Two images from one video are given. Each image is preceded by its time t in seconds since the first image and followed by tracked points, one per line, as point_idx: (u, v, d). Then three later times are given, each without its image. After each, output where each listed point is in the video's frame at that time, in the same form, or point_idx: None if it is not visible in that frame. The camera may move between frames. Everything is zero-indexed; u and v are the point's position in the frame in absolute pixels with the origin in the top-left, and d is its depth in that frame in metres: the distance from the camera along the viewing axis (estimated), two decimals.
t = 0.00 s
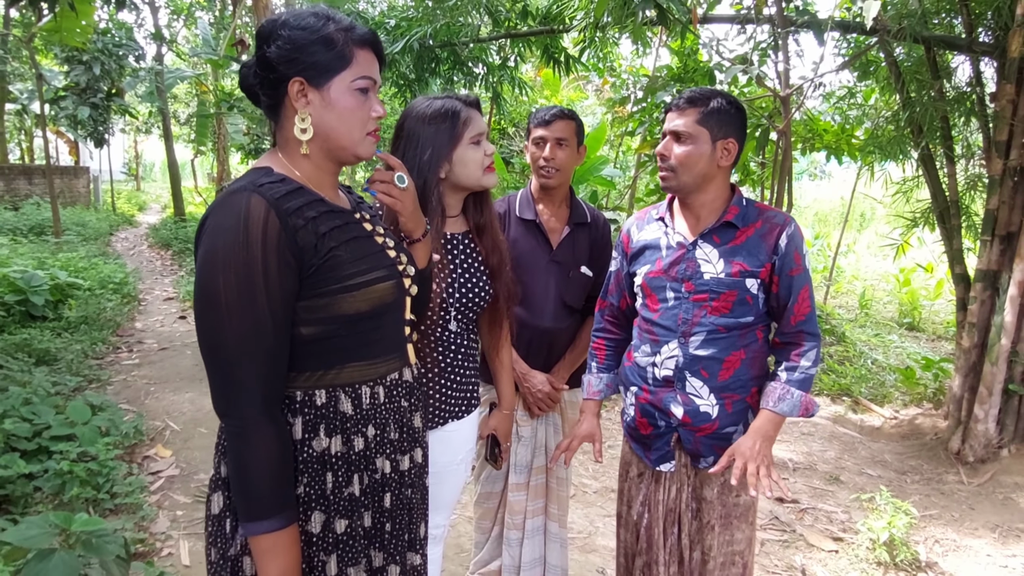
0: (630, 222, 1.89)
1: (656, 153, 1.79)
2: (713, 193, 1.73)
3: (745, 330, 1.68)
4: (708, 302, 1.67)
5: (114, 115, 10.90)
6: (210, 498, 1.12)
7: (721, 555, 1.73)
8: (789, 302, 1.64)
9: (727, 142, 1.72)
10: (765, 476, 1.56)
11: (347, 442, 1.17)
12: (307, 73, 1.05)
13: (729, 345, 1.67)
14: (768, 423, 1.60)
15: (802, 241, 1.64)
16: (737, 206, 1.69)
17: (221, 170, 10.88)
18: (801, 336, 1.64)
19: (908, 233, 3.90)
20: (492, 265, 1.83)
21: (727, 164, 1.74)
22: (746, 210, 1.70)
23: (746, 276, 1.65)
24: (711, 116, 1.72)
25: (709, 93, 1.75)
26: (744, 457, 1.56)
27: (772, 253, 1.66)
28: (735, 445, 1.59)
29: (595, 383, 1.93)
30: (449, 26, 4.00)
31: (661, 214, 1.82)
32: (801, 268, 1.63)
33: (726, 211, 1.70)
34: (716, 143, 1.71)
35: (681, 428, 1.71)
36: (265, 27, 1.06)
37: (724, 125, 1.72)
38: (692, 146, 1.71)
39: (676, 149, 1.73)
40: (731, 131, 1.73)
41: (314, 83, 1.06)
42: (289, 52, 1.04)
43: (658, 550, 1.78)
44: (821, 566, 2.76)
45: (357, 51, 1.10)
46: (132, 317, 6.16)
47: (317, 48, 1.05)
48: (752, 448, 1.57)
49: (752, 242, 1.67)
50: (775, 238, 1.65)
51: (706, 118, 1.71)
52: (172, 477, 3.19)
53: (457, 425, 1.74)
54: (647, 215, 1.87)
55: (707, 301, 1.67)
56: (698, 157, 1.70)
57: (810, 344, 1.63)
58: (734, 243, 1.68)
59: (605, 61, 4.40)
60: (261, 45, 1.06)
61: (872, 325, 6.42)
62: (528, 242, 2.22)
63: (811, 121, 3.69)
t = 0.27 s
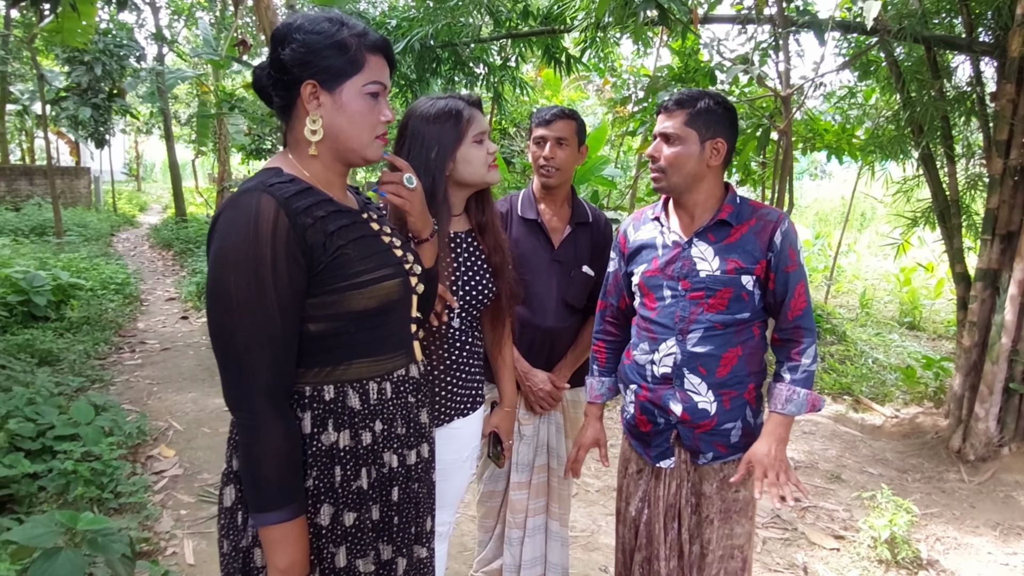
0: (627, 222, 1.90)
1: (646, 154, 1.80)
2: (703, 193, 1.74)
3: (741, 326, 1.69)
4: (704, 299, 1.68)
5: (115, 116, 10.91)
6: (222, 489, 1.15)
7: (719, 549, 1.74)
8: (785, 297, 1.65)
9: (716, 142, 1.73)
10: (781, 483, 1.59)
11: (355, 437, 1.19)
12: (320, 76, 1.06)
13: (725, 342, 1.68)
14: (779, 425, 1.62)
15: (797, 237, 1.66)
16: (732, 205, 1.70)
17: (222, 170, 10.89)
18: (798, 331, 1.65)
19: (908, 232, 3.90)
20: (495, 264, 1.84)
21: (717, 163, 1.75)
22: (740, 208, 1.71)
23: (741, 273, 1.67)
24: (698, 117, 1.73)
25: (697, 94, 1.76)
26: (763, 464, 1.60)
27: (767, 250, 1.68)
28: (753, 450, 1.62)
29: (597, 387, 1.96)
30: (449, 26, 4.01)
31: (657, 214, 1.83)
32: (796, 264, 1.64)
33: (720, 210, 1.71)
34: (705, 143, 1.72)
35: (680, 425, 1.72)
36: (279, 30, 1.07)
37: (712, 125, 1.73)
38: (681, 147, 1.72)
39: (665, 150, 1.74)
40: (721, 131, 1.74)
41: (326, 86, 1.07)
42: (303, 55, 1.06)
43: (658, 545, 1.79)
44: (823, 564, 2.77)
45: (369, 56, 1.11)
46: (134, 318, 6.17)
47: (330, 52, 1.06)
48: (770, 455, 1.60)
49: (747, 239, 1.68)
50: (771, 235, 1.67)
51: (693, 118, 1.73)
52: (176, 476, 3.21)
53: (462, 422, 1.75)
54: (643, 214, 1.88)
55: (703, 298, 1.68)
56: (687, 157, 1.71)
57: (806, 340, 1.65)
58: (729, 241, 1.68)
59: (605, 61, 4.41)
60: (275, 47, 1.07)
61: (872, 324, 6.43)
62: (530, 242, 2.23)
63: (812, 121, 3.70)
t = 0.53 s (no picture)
0: (625, 219, 1.91)
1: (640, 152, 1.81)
2: (698, 189, 1.74)
3: (739, 321, 1.70)
4: (702, 295, 1.69)
5: (113, 114, 10.89)
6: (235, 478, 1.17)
7: (719, 542, 1.74)
8: (782, 291, 1.66)
9: (708, 138, 1.72)
10: (806, 488, 1.64)
11: (364, 427, 1.19)
12: (331, 73, 1.07)
13: (724, 337, 1.69)
14: (793, 425, 1.66)
15: (794, 232, 1.66)
16: (728, 200, 1.71)
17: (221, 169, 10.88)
18: (795, 324, 1.66)
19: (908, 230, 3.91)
20: (498, 259, 1.85)
21: (710, 160, 1.74)
22: (737, 204, 1.71)
23: (738, 268, 1.67)
24: (689, 113, 1.72)
25: (688, 90, 1.75)
26: (789, 470, 1.65)
27: (764, 245, 1.68)
28: (777, 454, 1.67)
29: (599, 381, 1.96)
30: (449, 24, 4.02)
31: (654, 211, 1.84)
32: (793, 258, 1.64)
33: (716, 205, 1.71)
34: (696, 141, 1.72)
35: (680, 419, 1.73)
36: (289, 28, 1.07)
37: (704, 121, 1.73)
38: (672, 144, 1.72)
39: (657, 147, 1.75)
40: (712, 127, 1.73)
41: (337, 84, 1.08)
42: (314, 54, 1.06)
43: (657, 537, 1.81)
44: (823, 560, 2.78)
45: (378, 54, 1.12)
46: (134, 315, 6.17)
47: (341, 51, 1.07)
48: (793, 460, 1.65)
49: (744, 234, 1.68)
50: (767, 230, 1.67)
51: (684, 115, 1.73)
52: (178, 473, 3.21)
53: (468, 415, 1.76)
54: (640, 211, 1.88)
55: (701, 293, 1.69)
56: (678, 154, 1.72)
57: (803, 334, 1.66)
58: (725, 237, 1.69)
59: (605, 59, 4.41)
60: (286, 46, 1.08)
61: (872, 322, 6.44)
62: (532, 238, 2.24)
63: (812, 118, 3.70)
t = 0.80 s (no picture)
0: (619, 217, 1.91)
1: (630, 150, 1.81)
2: (689, 185, 1.75)
3: (736, 315, 1.71)
4: (699, 290, 1.69)
5: (111, 111, 10.87)
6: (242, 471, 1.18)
7: (718, 535, 1.75)
8: (778, 283, 1.68)
9: (696, 134, 1.72)
10: (815, 480, 1.64)
11: (366, 420, 1.20)
12: (333, 73, 1.07)
13: (721, 331, 1.70)
14: (797, 416, 1.68)
15: (788, 224, 1.68)
16: (721, 195, 1.71)
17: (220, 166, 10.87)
18: (791, 315, 1.67)
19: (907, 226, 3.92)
20: (499, 256, 1.84)
21: (698, 155, 1.75)
22: (730, 198, 1.72)
23: (734, 263, 1.68)
24: (677, 110, 1.73)
25: (676, 87, 1.76)
26: (797, 462, 1.64)
27: (758, 238, 1.69)
28: (784, 446, 1.67)
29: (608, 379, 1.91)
30: (447, 20, 4.01)
31: (648, 208, 1.84)
32: (787, 251, 1.66)
33: (709, 201, 1.72)
34: (685, 136, 1.72)
35: (679, 413, 1.73)
36: (292, 29, 1.08)
37: (692, 117, 1.73)
38: (660, 140, 1.72)
39: (646, 145, 1.75)
40: (700, 122, 1.73)
41: (339, 83, 1.08)
42: (314, 53, 1.06)
43: (654, 531, 1.81)
44: (822, 555, 2.79)
45: (378, 53, 1.13)
46: (133, 312, 6.17)
47: (339, 49, 1.07)
48: (801, 452, 1.65)
49: (738, 229, 1.69)
50: (762, 224, 1.68)
51: (672, 111, 1.73)
52: (178, 468, 3.22)
53: (469, 408, 1.76)
54: (635, 208, 1.88)
55: (698, 289, 1.69)
56: (667, 150, 1.72)
57: (800, 325, 1.67)
58: (720, 232, 1.69)
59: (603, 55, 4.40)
60: (288, 46, 1.08)
61: (870, 319, 6.46)
62: (532, 233, 2.25)
63: (811, 115, 3.71)
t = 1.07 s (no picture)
0: (613, 217, 1.91)
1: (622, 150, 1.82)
2: (683, 182, 1.74)
3: (736, 311, 1.72)
4: (699, 287, 1.70)
5: (114, 110, 10.88)
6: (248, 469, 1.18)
7: (722, 532, 1.77)
8: (776, 277, 1.69)
9: (686, 132, 1.72)
10: (807, 469, 1.67)
11: (372, 418, 1.21)
12: (355, 70, 1.11)
13: (723, 328, 1.70)
14: (795, 406, 1.67)
15: (783, 219, 1.69)
16: (716, 191, 1.72)
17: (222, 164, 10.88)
18: (789, 308, 1.68)
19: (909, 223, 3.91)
20: (502, 256, 1.85)
21: (690, 153, 1.74)
22: (724, 195, 1.72)
23: (732, 259, 1.70)
24: (667, 109, 1.73)
25: (665, 87, 1.77)
26: (791, 451, 1.67)
27: (755, 233, 1.71)
28: (778, 435, 1.69)
29: (607, 380, 1.90)
30: (448, 18, 4.01)
31: (643, 208, 1.83)
32: (784, 246, 1.68)
33: (705, 198, 1.72)
34: (674, 135, 1.72)
35: (684, 411, 1.73)
36: (298, 31, 1.08)
37: (682, 115, 1.73)
38: (651, 139, 1.73)
39: (638, 144, 1.76)
40: (691, 121, 1.73)
41: (360, 80, 1.13)
42: (337, 53, 1.09)
43: (660, 528, 1.82)
44: (824, 551, 2.79)
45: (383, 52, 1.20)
46: (136, 311, 6.19)
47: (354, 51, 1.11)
48: (795, 442, 1.67)
49: (734, 225, 1.70)
50: (758, 219, 1.70)
51: (662, 111, 1.73)
52: (181, 467, 3.23)
53: (470, 405, 1.77)
54: (629, 208, 1.87)
55: (698, 286, 1.70)
56: (658, 149, 1.72)
57: (796, 318, 1.68)
58: (717, 229, 1.70)
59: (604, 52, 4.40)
60: (302, 47, 1.07)
61: (872, 315, 6.45)
62: (534, 231, 2.25)
63: (812, 111, 3.69)
